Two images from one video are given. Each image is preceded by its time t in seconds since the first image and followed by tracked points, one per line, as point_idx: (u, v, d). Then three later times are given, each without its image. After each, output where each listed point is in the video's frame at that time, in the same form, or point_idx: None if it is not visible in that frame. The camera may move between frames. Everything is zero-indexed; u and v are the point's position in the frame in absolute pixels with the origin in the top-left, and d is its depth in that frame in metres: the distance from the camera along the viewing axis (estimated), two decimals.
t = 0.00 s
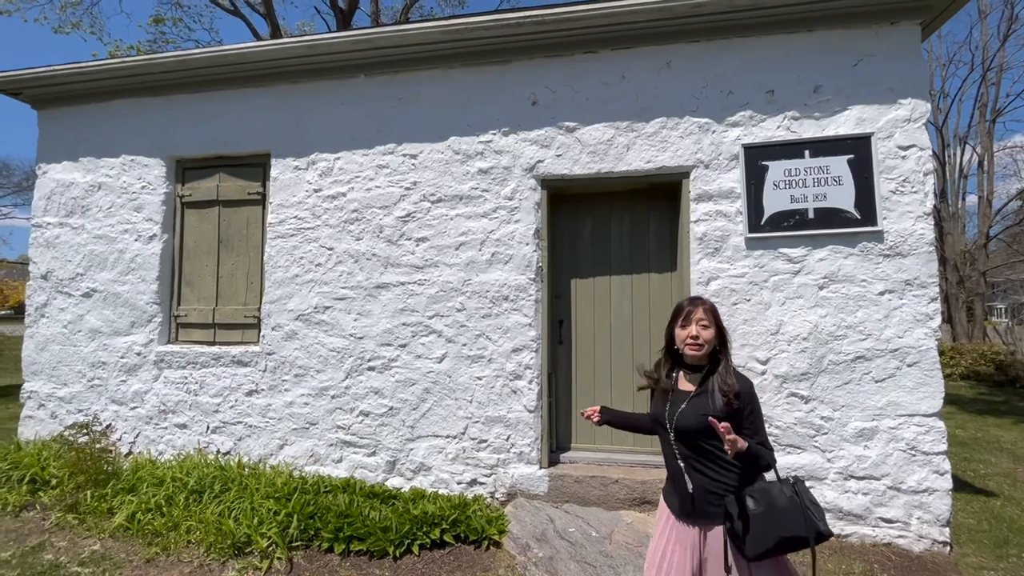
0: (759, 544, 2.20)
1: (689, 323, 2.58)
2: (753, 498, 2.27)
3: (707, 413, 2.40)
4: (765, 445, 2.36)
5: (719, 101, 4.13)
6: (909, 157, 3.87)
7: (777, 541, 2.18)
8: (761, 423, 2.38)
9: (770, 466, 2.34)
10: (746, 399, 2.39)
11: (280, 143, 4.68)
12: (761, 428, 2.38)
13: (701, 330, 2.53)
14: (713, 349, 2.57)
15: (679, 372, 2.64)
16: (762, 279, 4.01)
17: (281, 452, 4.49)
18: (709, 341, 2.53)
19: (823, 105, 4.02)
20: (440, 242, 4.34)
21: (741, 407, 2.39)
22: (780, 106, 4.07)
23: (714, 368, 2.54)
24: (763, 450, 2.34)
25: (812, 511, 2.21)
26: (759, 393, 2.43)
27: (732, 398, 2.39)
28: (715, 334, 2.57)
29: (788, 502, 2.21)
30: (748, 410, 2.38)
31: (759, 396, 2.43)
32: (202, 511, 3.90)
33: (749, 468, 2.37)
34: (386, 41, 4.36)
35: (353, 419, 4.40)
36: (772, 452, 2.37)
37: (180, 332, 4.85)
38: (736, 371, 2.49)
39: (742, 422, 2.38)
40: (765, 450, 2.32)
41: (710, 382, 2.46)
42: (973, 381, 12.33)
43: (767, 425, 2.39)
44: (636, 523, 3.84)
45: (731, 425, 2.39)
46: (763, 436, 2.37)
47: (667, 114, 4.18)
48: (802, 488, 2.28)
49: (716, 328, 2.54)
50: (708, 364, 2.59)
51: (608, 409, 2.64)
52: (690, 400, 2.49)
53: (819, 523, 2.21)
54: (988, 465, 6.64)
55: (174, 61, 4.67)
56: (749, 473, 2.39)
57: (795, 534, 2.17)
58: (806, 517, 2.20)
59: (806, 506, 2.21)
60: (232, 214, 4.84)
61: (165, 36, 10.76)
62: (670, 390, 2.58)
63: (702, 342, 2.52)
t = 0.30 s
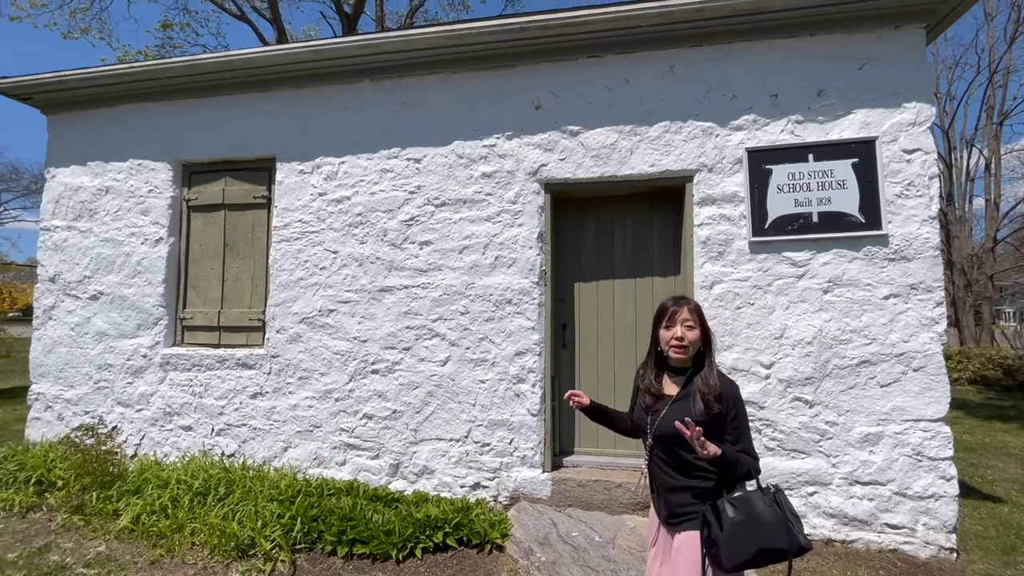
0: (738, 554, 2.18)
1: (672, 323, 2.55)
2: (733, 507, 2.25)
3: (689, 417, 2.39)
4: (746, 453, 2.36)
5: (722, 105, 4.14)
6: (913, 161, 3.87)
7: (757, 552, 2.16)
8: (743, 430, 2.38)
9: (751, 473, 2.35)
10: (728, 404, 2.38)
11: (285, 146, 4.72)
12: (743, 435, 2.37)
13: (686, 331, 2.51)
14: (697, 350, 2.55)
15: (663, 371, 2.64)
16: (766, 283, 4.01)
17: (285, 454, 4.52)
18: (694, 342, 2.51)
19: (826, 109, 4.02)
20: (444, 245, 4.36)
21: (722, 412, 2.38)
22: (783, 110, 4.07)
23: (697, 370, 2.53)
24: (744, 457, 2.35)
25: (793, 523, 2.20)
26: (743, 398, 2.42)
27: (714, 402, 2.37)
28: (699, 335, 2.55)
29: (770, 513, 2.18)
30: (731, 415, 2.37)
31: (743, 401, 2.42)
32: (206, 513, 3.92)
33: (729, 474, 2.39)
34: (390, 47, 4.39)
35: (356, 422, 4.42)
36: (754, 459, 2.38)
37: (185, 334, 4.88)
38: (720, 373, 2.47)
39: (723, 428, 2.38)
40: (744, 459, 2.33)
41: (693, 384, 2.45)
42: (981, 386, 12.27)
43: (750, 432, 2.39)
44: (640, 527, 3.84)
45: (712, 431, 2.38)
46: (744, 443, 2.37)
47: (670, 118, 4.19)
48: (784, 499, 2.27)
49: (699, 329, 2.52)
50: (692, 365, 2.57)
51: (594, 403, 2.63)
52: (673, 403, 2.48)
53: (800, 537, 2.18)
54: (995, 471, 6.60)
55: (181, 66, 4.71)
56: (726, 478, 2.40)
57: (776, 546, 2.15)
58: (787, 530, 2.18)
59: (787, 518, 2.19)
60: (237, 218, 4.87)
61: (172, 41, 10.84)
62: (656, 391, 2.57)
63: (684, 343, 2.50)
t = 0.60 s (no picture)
0: None
1: (676, 335, 2.39)
2: (721, 554, 2.03)
3: (690, 447, 2.19)
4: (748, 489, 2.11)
5: (724, 109, 4.16)
6: (916, 164, 3.88)
7: None
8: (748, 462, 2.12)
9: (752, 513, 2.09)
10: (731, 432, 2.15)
11: (288, 150, 4.74)
12: (745, 469, 2.12)
13: (691, 344, 2.34)
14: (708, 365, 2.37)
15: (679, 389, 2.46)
16: (769, 286, 4.02)
17: (288, 457, 4.53)
18: (699, 356, 2.33)
19: (828, 112, 4.03)
20: (447, 248, 4.38)
21: (726, 439, 2.15)
22: (785, 114, 4.08)
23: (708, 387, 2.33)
24: (738, 497, 2.09)
25: None
26: (750, 427, 2.16)
27: (717, 428, 2.16)
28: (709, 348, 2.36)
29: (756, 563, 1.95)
30: (733, 447, 2.13)
31: (752, 431, 2.15)
32: (210, 516, 3.94)
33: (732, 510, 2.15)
34: (394, 52, 4.41)
35: (359, 425, 4.44)
36: (753, 499, 2.10)
37: (190, 337, 4.91)
38: (730, 394, 2.24)
39: (725, 457, 2.15)
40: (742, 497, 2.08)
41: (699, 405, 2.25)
42: (985, 390, 12.24)
43: (757, 467, 2.12)
44: (643, 531, 3.84)
45: (714, 460, 2.16)
46: (748, 477, 2.11)
47: (672, 122, 4.21)
48: (782, 547, 1.99)
49: (705, 342, 2.34)
50: (703, 381, 2.39)
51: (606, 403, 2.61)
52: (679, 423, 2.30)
53: None
54: (1000, 475, 6.58)
55: (186, 71, 4.75)
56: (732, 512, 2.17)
57: None
58: None
59: (776, 572, 1.92)
60: (241, 221, 4.90)
61: (177, 46, 10.92)
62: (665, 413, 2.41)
63: (688, 358, 2.33)
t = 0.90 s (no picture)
0: None
1: (676, 338, 2.29)
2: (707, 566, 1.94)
3: (684, 455, 2.14)
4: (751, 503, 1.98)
5: (725, 113, 4.17)
6: (918, 168, 3.88)
7: None
8: (752, 473, 1.99)
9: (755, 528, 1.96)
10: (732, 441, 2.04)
11: (291, 154, 4.76)
12: (752, 480, 1.99)
13: (691, 350, 2.26)
14: (711, 368, 2.28)
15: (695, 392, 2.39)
16: (770, 290, 4.02)
17: (290, 459, 4.54)
18: (696, 360, 2.24)
19: (830, 116, 4.04)
20: (449, 251, 4.39)
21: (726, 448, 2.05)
22: (786, 117, 4.09)
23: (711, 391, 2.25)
24: (744, 510, 1.96)
25: None
26: (758, 434, 2.02)
27: (714, 435, 2.07)
28: (711, 350, 2.27)
29: None
30: (734, 456, 2.02)
31: (760, 440, 2.01)
32: (211, 518, 3.95)
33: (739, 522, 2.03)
34: (397, 56, 4.43)
35: (361, 428, 4.45)
36: (763, 513, 1.98)
37: (192, 340, 4.93)
38: (734, 399, 2.13)
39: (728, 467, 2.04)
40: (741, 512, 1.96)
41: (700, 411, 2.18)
42: (990, 394, 12.21)
43: (763, 478, 1.99)
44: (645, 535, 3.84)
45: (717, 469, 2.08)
46: (752, 489, 1.99)
47: (674, 125, 4.22)
48: None
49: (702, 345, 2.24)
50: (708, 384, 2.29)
51: (634, 421, 2.58)
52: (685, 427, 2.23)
53: None
54: (1005, 480, 6.56)
55: (190, 75, 4.77)
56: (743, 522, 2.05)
57: None
58: None
59: None
60: (244, 225, 4.92)
61: (182, 49, 10.96)
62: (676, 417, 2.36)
63: (685, 362, 2.26)
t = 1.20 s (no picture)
0: None
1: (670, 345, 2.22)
2: None
3: (686, 466, 2.09)
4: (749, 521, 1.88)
5: (725, 117, 4.18)
6: (918, 171, 3.89)
7: None
8: (749, 490, 1.89)
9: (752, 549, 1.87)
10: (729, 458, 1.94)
11: (293, 157, 4.79)
12: (748, 497, 1.89)
13: (672, 357, 2.18)
14: (704, 377, 2.12)
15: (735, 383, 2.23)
16: (770, 293, 4.04)
17: (292, 461, 4.56)
18: (682, 370, 2.15)
19: (829, 120, 4.05)
20: (450, 255, 4.41)
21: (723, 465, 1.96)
22: (786, 121, 4.11)
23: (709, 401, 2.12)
24: (741, 528, 1.88)
25: None
26: (758, 451, 1.91)
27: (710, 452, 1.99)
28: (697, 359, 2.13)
29: None
30: (733, 471, 1.93)
31: (760, 458, 1.90)
32: (213, 520, 3.97)
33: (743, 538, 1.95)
34: (398, 60, 4.46)
35: (362, 430, 4.47)
36: (761, 533, 1.87)
37: (195, 342, 4.95)
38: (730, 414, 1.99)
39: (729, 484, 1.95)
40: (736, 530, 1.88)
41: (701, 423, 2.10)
42: (993, 398, 12.19)
43: (761, 496, 1.88)
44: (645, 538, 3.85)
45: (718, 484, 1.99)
46: (749, 508, 1.89)
47: (674, 129, 4.24)
48: None
49: (683, 355, 2.14)
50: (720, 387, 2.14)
51: (653, 444, 2.54)
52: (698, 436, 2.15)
53: None
54: (1008, 484, 6.55)
55: (193, 79, 4.81)
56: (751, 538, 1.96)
57: None
58: None
59: None
60: (247, 228, 4.94)
61: (186, 53, 11.01)
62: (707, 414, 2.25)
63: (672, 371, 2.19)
